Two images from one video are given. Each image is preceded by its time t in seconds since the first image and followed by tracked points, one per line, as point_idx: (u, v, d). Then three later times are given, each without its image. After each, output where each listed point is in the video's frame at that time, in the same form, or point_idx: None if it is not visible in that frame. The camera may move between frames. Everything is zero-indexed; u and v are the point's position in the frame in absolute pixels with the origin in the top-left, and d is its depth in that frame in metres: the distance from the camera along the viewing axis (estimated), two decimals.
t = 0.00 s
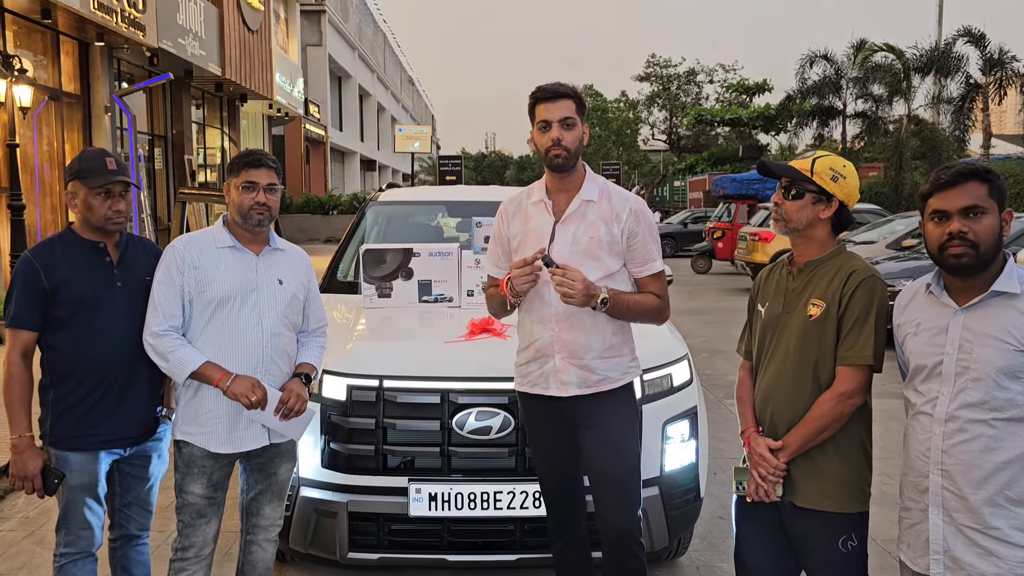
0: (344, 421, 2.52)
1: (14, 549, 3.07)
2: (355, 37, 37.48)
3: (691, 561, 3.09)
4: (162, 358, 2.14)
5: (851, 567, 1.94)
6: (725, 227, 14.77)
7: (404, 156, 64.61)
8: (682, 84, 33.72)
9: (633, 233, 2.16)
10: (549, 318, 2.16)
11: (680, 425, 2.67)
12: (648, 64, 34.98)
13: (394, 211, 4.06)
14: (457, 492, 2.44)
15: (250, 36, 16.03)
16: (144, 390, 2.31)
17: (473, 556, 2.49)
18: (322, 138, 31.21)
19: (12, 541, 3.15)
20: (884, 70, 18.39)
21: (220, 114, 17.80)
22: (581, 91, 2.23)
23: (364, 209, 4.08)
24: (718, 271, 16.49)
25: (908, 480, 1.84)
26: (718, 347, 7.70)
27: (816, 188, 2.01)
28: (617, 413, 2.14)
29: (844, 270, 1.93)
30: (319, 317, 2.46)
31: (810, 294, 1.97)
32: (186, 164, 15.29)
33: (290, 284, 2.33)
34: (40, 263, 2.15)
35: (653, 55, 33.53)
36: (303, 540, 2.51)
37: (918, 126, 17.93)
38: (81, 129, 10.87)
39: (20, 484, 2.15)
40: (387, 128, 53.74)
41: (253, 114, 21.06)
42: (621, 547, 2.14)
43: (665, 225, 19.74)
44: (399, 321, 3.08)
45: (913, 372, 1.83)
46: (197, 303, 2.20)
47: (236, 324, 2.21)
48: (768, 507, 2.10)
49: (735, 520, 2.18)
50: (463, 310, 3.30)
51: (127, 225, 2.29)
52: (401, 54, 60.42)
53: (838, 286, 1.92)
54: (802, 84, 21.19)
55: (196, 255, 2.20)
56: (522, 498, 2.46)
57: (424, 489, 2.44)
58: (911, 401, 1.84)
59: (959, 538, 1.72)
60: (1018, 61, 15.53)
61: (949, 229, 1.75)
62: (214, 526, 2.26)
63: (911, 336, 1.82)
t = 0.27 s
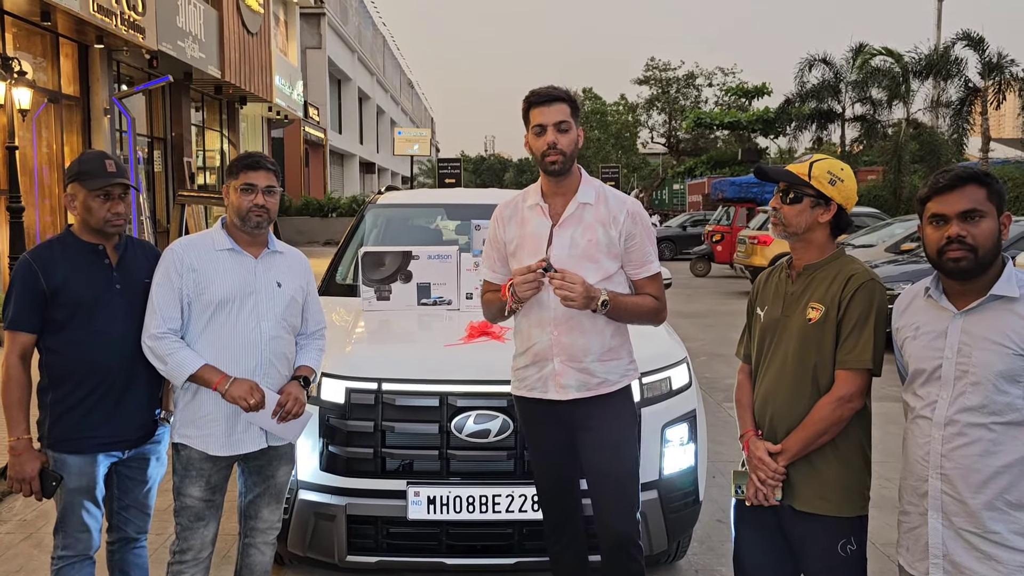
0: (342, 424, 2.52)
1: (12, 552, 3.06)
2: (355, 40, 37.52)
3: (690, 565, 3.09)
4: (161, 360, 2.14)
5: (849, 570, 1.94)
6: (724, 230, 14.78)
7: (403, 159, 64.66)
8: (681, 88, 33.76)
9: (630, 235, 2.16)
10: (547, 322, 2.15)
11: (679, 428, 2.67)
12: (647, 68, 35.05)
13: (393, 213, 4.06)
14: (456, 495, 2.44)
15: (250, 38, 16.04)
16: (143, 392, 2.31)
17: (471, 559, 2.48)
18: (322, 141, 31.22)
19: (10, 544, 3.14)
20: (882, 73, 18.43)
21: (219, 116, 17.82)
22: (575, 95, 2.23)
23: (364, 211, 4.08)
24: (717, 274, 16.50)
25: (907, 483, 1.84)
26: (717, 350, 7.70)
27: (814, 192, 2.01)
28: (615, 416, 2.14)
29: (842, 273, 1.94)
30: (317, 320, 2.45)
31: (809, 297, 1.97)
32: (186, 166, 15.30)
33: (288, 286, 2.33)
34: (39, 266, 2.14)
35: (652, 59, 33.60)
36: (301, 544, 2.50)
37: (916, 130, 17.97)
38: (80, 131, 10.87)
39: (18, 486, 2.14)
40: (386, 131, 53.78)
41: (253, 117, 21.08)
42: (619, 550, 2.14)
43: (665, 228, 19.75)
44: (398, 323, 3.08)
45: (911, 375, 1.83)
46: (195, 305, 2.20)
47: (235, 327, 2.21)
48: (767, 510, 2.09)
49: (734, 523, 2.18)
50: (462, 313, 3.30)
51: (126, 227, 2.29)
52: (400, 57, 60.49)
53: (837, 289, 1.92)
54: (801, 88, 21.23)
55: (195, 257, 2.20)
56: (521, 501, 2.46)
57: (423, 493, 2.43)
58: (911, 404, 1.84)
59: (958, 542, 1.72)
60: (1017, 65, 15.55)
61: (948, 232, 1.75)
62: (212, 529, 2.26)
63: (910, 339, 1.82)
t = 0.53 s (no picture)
0: (340, 427, 2.52)
1: (8, 555, 3.05)
2: (354, 43, 37.55)
3: (689, 569, 3.08)
4: (158, 364, 2.14)
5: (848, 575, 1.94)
6: (724, 234, 14.79)
7: (403, 162, 64.69)
8: (680, 91, 33.79)
9: (627, 239, 2.17)
10: (544, 326, 2.15)
11: (677, 432, 2.67)
12: (646, 72, 35.08)
13: (392, 217, 4.06)
14: (454, 499, 2.44)
15: (249, 41, 16.04)
16: (141, 395, 2.30)
17: (469, 564, 2.47)
18: (321, 144, 31.21)
19: (6, 548, 3.13)
20: (881, 77, 18.45)
21: (219, 119, 17.82)
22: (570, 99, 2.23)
23: (362, 214, 4.08)
24: (716, 278, 16.50)
25: (906, 488, 1.84)
26: (716, 354, 7.70)
27: (812, 197, 2.01)
28: (613, 420, 2.14)
29: (841, 277, 1.94)
30: (315, 323, 2.45)
31: (808, 302, 1.97)
32: (184, 168, 15.29)
33: (286, 289, 2.33)
34: (38, 269, 2.14)
35: (651, 62, 33.64)
36: (299, 547, 2.49)
37: (915, 134, 17.99)
38: (79, 134, 10.87)
39: (15, 490, 2.13)
40: (386, 135, 53.81)
41: (252, 120, 21.08)
42: (616, 554, 2.14)
43: (664, 231, 19.76)
44: (396, 327, 3.07)
45: (909, 380, 1.83)
46: (193, 309, 2.19)
47: (233, 331, 2.21)
48: (765, 515, 2.09)
49: (732, 528, 2.18)
50: (460, 316, 3.30)
51: (125, 230, 2.29)
52: (400, 61, 60.55)
53: (835, 293, 1.92)
54: (800, 92, 21.26)
55: (193, 261, 2.20)
56: (518, 505, 2.46)
57: (420, 496, 2.43)
58: (909, 410, 1.84)
59: (956, 547, 1.72)
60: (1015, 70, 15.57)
61: (945, 238, 1.75)
62: (209, 533, 2.25)
63: (908, 344, 1.83)
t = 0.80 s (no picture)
0: (335, 433, 2.50)
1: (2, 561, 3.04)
2: (354, 48, 37.63)
3: None
4: (152, 370, 2.12)
5: None
6: (722, 239, 14.80)
7: (402, 166, 64.73)
8: (679, 96, 33.85)
9: (622, 244, 2.16)
10: (539, 332, 2.14)
11: (674, 438, 2.66)
12: (645, 77, 35.15)
13: (390, 221, 4.05)
14: (449, 505, 2.42)
15: (248, 45, 16.06)
16: (135, 401, 2.29)
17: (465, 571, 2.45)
18: (320, 148, 31.25)
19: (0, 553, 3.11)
20: (880, 82, 18.49)
21: (218, 123, 17.83)
22: (564, 105, 2.23)
23: (360, 219, 4.07)
24: (715, 283, 16.51)
25: (903, 495, 1.83)
26: (714, 360, 7.68)
27: (809, 202, 2.01)
28: (608, 427, 2.13)
29: (838, 283, 1.93)
30: (311, 328, 2.44)
31: (805, 307, 1.96)
32: (183, 172, 15.28)
33: (281, 294, 2.32)
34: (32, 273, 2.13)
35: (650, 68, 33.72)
36: (293, 554, 2.46)
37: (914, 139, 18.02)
38: (78, 138, 10.88)
39: (6, 495, 2.11)
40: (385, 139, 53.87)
41: (251, 124, 21.10)
42: (612, 560, 2.13)
43: (662, 236, 19.77)
44: (393, 332, 3.06)
45: (907, 387, 1.82)
46: (188, 314, 2.18)
47: (228, 336, 2.20)
48: (763, 522, 2.08)
49: (729, 535, 2.17)
50: (457, 321, 3.29)
51: (120, 234, 2.28)
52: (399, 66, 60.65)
53: (831, 299, 1.91)
54: (798, 97, 21.30)
55: (188, 266, 2.19)
56: (514, 512, 2.44)
57: (416, 502, 2.41)
58: (906, 417, 1.83)
59: (954, 555, 1.71)
60: (1013, 75, 15.60)
61: (942, 244, 1.74)
62: (203, 539, 2.24)
63: (905, 350, 1.82)
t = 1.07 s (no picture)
0: (330, 439, 2.49)
1: None
2: (354, 52, 37.69)
3: None
4: (145, 376, 2.11)
5: None
6: (721, 244, 14.80)
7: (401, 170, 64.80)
8: (678, 101, 33.87)
9: (618, 250, 2.15)
10: (536, 337, 2.13)
11: (671, 445, 2.65)
12: (645, 82, 35.19)
13: (388, 226, 4.04)
14: (445, 512, 2.40)
15: (248, 49, 16.07)
16: (128, 406, 2.28)
17: None
18: (320, 152, 31.27)
19: None
20: (879, 88, 18.51)
21: (217, 127, 17.84)
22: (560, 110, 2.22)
23: (358, 223, 4.06)
24: (714, 288, 16.49)
25: (900, 503, 1.81)
26: (712, 365, 7.66)
27: (806, 208, 2.00)
28: (605, 433, 2.11)
29: (835, 289, 1.92)
30: (306, 332, 2.43)
31: (802, 314, 1.95)
32: (182, 176, 15.27)
33: (276, 299, 2.30)
34: (27, 277, 2.11)
35: (650, 73, 33.77)
36: (287, 562, 2.42)
37: (913, 144, 18.03)
38: (77, 141, 10.87)
39: None
40: (385, 143, 53.90)
41: (251, 128, 21.11)
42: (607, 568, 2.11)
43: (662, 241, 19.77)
44: (389, 337, 3.05)
45: (903, 394, 1.80)
46: (181, 319, 2.17)
47: (222, 341, 2.18)
48: (759, 530, 2.07)
49: (726, 543, 2.15)
50: (453, 326, 3.27)
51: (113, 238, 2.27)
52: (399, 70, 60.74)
53: (829, 305, 1.90)
54: (797, 102, 21.32)
55: (181, 271, 2.18)
56: (509, 519, 2.43)
57: (411, 510, 2.39)
58: (903, 424, 1.82)
59: (951, 564, 1.69)
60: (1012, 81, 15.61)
61: (937, 251, 1.73)
62: (196, 546, 2.22)
63: (902, 357, 1.80)
